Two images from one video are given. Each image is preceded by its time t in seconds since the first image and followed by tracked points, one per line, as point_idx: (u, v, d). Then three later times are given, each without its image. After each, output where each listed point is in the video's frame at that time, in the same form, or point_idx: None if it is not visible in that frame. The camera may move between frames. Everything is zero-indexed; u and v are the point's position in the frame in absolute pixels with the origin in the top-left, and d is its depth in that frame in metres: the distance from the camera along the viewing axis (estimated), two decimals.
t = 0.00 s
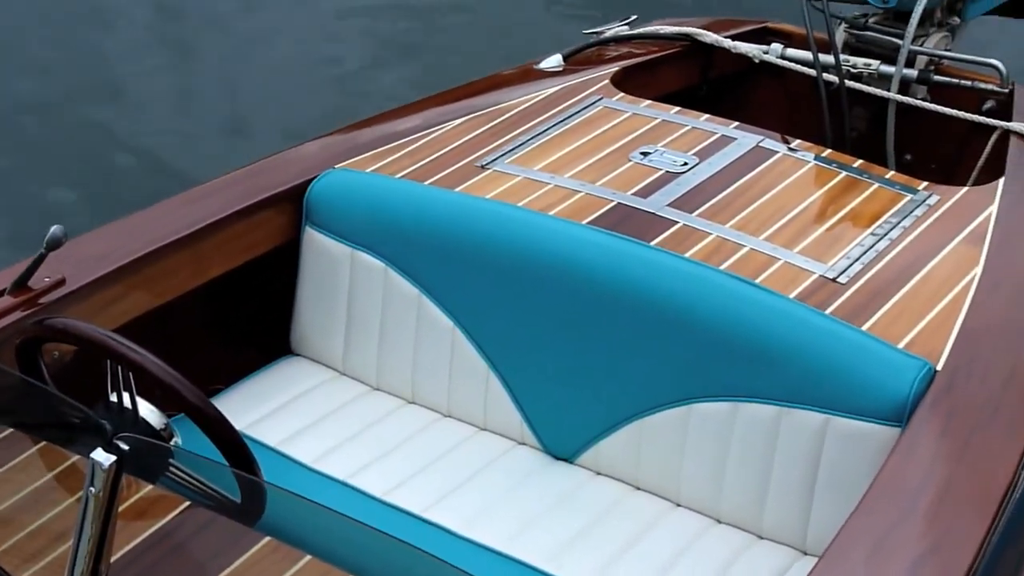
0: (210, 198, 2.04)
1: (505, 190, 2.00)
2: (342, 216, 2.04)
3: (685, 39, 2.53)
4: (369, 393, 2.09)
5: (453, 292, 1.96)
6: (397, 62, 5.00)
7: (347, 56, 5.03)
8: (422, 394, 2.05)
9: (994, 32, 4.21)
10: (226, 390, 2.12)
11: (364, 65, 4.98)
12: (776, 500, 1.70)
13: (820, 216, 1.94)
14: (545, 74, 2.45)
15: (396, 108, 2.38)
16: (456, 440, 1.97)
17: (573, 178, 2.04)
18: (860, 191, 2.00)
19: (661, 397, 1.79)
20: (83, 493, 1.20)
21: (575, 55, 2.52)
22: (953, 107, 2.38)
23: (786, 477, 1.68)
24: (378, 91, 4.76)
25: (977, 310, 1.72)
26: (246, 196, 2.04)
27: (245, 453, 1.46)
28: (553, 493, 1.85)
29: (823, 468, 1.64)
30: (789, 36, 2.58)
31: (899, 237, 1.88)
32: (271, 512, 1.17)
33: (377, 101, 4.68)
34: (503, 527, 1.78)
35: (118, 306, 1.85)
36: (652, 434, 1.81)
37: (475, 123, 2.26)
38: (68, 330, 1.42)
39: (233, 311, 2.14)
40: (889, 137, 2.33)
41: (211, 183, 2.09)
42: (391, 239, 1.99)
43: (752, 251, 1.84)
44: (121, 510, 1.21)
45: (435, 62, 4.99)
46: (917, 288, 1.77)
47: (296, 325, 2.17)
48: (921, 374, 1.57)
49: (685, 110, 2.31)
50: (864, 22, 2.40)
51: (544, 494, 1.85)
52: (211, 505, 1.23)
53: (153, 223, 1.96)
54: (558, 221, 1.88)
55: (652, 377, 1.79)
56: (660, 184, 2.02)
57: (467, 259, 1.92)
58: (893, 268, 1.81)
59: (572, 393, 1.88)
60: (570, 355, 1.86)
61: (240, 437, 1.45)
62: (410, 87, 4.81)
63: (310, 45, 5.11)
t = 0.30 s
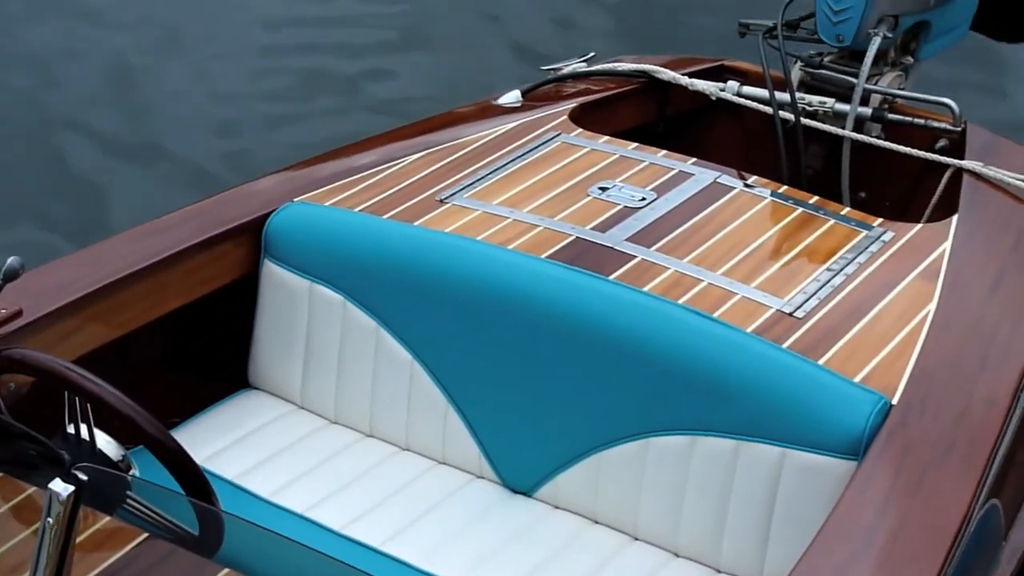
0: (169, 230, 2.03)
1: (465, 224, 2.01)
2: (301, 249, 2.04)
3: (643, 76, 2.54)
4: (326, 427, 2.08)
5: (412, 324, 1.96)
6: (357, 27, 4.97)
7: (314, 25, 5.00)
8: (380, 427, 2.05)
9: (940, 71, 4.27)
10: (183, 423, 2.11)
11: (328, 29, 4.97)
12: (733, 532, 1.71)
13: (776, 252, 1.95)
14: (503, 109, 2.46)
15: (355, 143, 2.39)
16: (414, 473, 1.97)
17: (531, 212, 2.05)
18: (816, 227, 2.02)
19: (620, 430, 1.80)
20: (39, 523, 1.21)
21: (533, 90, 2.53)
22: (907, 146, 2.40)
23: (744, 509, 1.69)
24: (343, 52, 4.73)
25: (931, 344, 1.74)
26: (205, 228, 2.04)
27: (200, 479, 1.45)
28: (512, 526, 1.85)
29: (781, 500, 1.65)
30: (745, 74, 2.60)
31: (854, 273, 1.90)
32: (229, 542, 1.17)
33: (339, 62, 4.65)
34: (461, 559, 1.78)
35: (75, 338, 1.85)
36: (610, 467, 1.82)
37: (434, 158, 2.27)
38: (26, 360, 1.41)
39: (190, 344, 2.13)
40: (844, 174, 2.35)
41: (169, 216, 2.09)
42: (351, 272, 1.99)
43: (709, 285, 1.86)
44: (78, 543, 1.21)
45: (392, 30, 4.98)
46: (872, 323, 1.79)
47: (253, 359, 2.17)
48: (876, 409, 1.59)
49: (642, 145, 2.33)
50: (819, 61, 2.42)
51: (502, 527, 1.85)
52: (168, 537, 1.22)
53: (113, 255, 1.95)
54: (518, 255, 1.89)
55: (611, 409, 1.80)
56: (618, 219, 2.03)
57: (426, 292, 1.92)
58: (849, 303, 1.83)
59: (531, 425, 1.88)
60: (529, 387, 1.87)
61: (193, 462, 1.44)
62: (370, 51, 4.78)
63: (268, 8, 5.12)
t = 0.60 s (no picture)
0: (126, 260, 2.03)
1: (424, 250, 2.02)
2: (260, 278, 2.04)
3: (599, 104, 2.56)
4: (286, 455, 2.08)
5: (371, 351, 1.96)
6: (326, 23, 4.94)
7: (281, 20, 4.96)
8: (340, 455, 2.05)
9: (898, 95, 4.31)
10: (142, 451, 2.10)
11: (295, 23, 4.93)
12: (694, 554, 1.72)
13: (733, 276, 1.97)
14: (461, 137, 2.47)
15: (314, 172, 2.40)
16: (375, 500, 1.97)
17: (489, 239, 2.06)
18: (772, 252, 2.04)
19: (579, 453, 1.81)
20: None
21: (491, 118, 2.55)
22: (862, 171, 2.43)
23: (704, 531, 1.70)
24: (311, 48, 4.70)
25: (886, 368, 1.76)
26: (163, 257, 2.04)
27: (153, 499, 1.43)
28: (473, 551, 1.86)
29: (740, 522, 1.66)
30: (701, 102, 2.62)
31: (810, 297, 1.92)
32: (189, 569, 1.18)
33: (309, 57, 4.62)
34: None
35: (32, 368, 1.85)
36: (571, 491, 1.82)
37: (392, 186, 2.27)
38: None
39: (149, 372, 2.12)
40: (799, 200, 2.37)
41: (126, 246, 2.08)
42: (309, 299, 2.00)
43: (667, 309, 1.87)
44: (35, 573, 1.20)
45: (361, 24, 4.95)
46: (828, 345, 1.80)
47: (212, 387, 2.16)
48: (832, 432, 1.60)
49: (600, 172, 2.34)
50: (773, 88, 2.44)
51: (463, 553, 1.85)
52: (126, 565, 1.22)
53: (70, 285, 1.94)
54: (477, 281, 1.90)
55: (570, 433, 1.81)
56: (575, 245, 2.04)
57: (385, 319, 1.93)
58: (805, 326, 1.85)
59: (493, 450, 1.89)
60: (489, 412, 1.87)
61: (146, 483, 1.43)
62: (340, 45, 4.75)
63: (234, 7, 5.09)
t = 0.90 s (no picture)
0: (102, 273, 2.03)
1: (398, 261, 2.02)
2: (234, 290, 2.04)
3: (571, 112, 2.57)
4: (262, 466, 2.08)
5: (345, 362, 1.97)
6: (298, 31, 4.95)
7: (254, 31, 4.97)
8: (316, 466, 2.05)
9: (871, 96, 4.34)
10: (117, 465, 2.10)
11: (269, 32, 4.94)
12: (670, 560, 1.73)
13: (706, 283, 1.98)
14: (433, 147, 2.48)
15: (287, 182, 2.40)
16: (351, 511, 1.98)
17: (463, 249, 2.06)
18: (744, 259, 2.05)
19: (555, 462, 1.81)
20: None
21: (464, 128, 2.56)
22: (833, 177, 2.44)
23: (679, 538, 1.71)
24: (284, 58, 4.71)
25: (858, 374, 1.78)
26: (138, 270, 2.04)
27: (128, 512, 1.43)
28: (450, 561, 1.86)
29: (715, 527, 1.67)
30: (672, 109, 2.63)
31: (782, 302, 1.93)
32: None
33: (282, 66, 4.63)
34: None
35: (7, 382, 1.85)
36: (547, 499, 1.83)
37: (366, 197, 2.28)
38: None
39: (124, 385, 2.12)
40: (771, 206, 2.38)
41: (100, 259, 2.08)
42: (282, 311, 2.00)
43: (640, 317, 1.88)
44: None
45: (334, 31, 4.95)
46: (802, 350, 1.82)
47: (186, 400, 2.16)
48: (805, 437, 1.61)
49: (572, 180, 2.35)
50: (744, 95, 2.45)
51: (440, 562, 1.86)
52: None
53: (45, 298, 1.94)
54: (451, 291, 1.90)
55: (545, 442, 1.81)
56: (549, 254, 2.05)
57: (360, 331, 1.93)
58: (778, 332, 1.86)
59: (470, 460, 1.89)
60: (465, 422, 1.88)
61: (121, 496, 1.43)
62: (314, 53, 4.76)
63: (208, 18, 5.09)
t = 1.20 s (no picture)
0: (86, 282, 2.03)
1: (382, 271, 2.03)
2: (219, 300, 2.05)
3: (555, 119, 2.57)
4: (247, 475, 2.09)
5: (331, 374, 1.97)
6: (286, 31, 4.94)
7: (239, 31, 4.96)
8: (301, 475, 2.05)
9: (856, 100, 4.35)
10: (102, 475, 2.10)
11: (258, 29, 4.94)
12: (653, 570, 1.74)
13: (690, 291, 1.99)
14: (418, 155, 2.48)
15: (272, 190, 2.41)
16: (336, 520, 1.98)
17: (447, 258, 2.07)
18: (727, 267, 2.06)
19: (539, 471, 1.82)
20: None
21: (448, 136, 2.56)
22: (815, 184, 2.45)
23: (662, 548, 1.71)
24: (269, 59, 4.71)
25: (841, 383, 1.78)
26: (123, 279, 2.04)
27: (109, 523, 1.44)
28: (434, 570, 1.87)
29: (698, 538, 1.68)
30: (656, 116, 2.64)
31: (765, 311, 1.94)
32: None
33: (270, 66, 4.63)
34: None
35: None
36: (531, 508, 1.84)
37: (350, 205, 2.28)
38: None
39: (109, 394, 2.12)
40: (753, 213, 2.39)
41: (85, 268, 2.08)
42: (267, 322, 2.00)
43: (624, 327, 1.89)
44: None
45: (322, 31, 4.95)
46: (785, 359, 1.82)
47: (171, 410, 2.16)
48: (788, 447, 1.62)
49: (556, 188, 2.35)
50: (728, 102, 2.46)
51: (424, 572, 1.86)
52: None
53: (30, 308, 1.94)
54: (435, 300, 1.91)
55: (529, 451, 1.82)
56: (532, 263, 2.05)
57: (344, 341, 1.94)
58: (761, 341, 1.87)
59: (454, 469, 1.90)
60: (449, 432, 1.89)
61: (102, 509, 1.43)
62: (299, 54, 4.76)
63: (192, 16, 5.08)
